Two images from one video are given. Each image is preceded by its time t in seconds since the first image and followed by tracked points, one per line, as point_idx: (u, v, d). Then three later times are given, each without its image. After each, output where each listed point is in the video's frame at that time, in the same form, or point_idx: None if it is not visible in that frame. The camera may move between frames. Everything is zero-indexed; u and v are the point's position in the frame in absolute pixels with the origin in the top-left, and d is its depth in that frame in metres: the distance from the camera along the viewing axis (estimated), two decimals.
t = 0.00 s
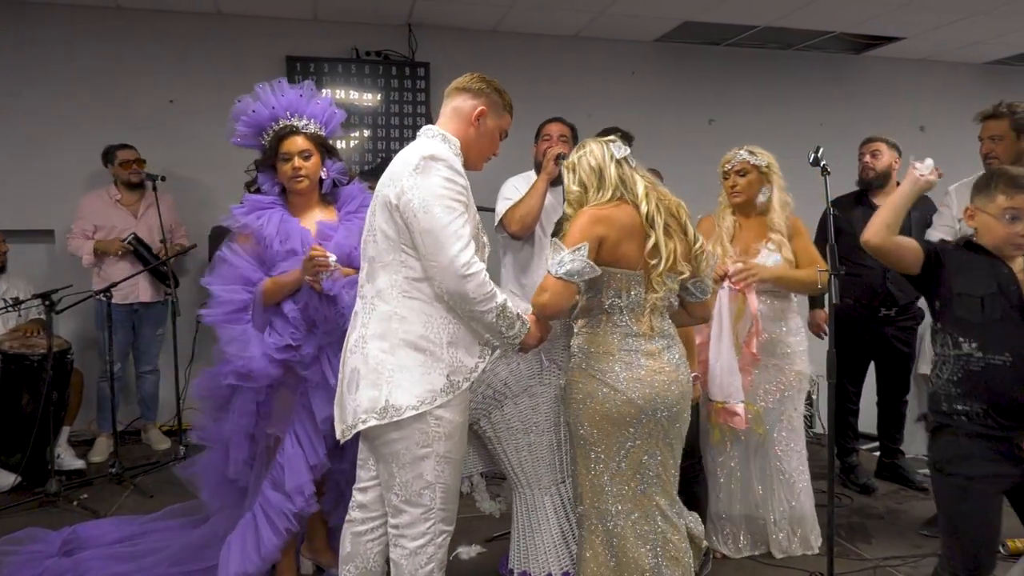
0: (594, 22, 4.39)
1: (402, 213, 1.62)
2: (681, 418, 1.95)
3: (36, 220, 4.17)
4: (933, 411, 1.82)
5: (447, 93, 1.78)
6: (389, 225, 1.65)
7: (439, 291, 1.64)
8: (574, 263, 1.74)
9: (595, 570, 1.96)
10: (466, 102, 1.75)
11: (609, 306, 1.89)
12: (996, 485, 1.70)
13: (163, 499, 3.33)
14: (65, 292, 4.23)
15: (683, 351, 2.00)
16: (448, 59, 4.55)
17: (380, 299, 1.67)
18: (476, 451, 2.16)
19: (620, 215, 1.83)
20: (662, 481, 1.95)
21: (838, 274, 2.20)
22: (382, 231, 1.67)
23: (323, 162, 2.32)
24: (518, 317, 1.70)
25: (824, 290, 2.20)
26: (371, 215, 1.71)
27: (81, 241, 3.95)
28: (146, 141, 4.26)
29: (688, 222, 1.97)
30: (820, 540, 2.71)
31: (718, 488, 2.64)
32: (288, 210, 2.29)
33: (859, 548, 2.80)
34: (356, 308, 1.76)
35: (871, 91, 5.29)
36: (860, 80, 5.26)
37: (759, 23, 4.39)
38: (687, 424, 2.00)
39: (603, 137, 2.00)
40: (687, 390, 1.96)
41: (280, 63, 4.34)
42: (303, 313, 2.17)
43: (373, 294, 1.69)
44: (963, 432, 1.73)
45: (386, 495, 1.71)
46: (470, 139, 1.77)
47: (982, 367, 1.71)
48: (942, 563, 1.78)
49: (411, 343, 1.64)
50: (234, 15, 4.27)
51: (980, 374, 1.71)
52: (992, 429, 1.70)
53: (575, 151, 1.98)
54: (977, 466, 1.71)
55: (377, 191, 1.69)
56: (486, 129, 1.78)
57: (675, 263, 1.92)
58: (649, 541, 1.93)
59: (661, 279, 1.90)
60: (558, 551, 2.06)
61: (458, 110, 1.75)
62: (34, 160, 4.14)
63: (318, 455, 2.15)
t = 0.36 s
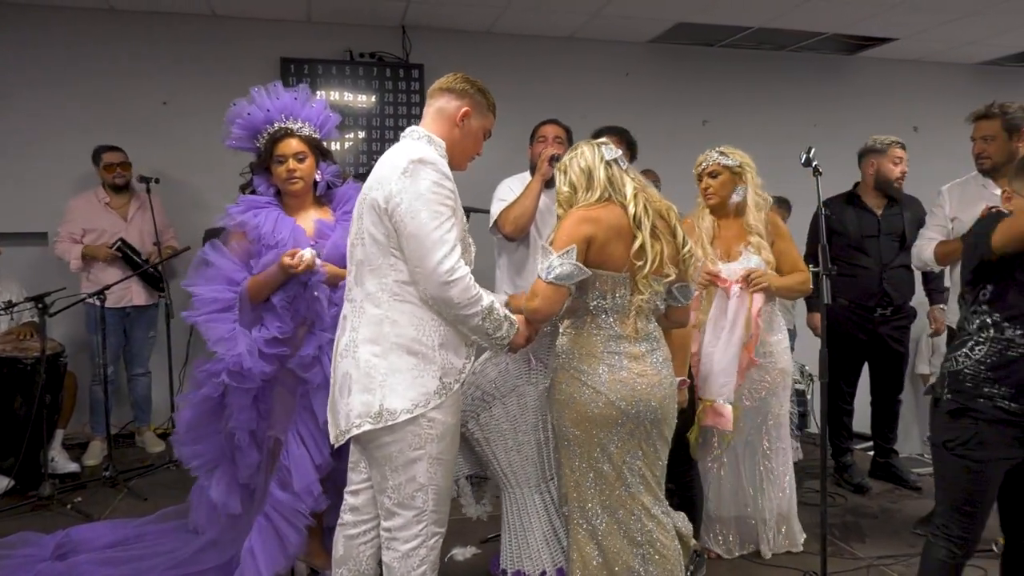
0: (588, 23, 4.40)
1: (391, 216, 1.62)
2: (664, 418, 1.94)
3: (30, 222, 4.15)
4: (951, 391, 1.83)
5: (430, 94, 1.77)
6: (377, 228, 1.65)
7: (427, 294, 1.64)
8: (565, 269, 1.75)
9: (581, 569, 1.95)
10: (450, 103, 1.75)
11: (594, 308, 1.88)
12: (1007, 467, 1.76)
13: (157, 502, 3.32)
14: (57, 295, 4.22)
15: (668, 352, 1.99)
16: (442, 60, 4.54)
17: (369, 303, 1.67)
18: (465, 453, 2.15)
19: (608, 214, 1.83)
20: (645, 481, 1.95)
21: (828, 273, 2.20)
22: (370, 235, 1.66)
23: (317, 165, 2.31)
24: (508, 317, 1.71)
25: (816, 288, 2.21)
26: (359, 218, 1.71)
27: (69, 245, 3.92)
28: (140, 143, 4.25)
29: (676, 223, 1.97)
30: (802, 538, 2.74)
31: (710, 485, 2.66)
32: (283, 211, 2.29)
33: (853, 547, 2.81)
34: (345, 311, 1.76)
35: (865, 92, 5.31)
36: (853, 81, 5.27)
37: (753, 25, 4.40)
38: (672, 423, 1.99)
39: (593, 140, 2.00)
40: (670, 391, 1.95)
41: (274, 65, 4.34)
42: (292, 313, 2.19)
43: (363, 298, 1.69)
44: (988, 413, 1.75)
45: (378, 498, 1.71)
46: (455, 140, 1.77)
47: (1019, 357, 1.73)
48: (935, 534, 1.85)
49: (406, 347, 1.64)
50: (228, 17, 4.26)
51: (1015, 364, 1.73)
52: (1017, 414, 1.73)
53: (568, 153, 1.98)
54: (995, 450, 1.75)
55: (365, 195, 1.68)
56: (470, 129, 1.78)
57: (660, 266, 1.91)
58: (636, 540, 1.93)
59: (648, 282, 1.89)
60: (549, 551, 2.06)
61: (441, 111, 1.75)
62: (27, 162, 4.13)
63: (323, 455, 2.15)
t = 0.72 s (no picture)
0: (580, 25, 4.41)
1: (378, 213, 1.62)
2: (653, 419, 1.94)
3: (21, 225, 4.15)
4: (943, 395, 1.84)
5: (423, 97, 1.78)
6: (366, 225, 1.66)
7: (414, 292, 1.64)
8: (529, 266, 1.76)
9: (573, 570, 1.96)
10: (442, 107, 1.76)
11: (581, 308, 1.89)
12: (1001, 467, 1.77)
13: (149, 504, 3.32)
14: (49, 298, 4.21)
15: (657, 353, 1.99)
16: (434, 62, 4.54)
17: (358, 301, 1.67)
18: (458, 455, 2.15)
19: (594, 216, 1.84)
20: (634, 481, 1.95)
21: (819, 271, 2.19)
22: (360, 232, 1.67)
23: (310, 168, 2.31)
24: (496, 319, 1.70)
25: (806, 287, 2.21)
26: (349, 216, 1.71)
27: (58, 248, 3.90)
28: (131, 145, 4.24)
29: (669, 224, 1.97)
30: (808, 538, 2.73)
31: (711, 480, 2.67)
32: (276, 214, 2.29)
33: (846, 546, 2.82)
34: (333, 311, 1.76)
35: (856, 92, 5.33)
36: (844, 81, 5.29)
37: (745, 26, 4.42)
38: (663, 423, 1.99)
39: (588, 141, 2.00)
40: (658, 390, 1.95)
41: (266, 67, 4.33)
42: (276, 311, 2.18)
43: (351, 296, 1.69)
44: (979, 417, 1.76)
45: (366, 498, 1.70)
46: (448, 142, 1.77)
47: (1008, 362, 1.74)
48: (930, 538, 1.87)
49: (388, 345, 1.64)
50: (220, 19, 4.25)
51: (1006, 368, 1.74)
52: (1009, 418, 1.74)
53: (561, 153, 1.98)
54: (989, 454, 1.76)
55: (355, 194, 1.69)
56: (464, 132, 1.78)
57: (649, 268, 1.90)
58: (625, 539, 1.93)
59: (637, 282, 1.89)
60: (542, 551, 2.06)
61: (434, 113, 1.75)
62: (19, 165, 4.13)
63: (306, 458, 2.12)
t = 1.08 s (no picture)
0: (575, 26, 4.41)
1: (377, 213, 1.62)
2: (646, 421, 1.94)
3: (15, 227, 4.13)
4: (913, 394, 1.88)
5: (427, 101, 1.77)
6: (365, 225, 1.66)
7: (409, 293, 1.63)
8: (528, 260, 1.76)
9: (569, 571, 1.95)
10: (446, 111, 1.75)
11: (574, 309, 1.89)
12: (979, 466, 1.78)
13: (144, 507, 3.31)
14: (43, 301, 4.20)
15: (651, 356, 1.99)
16: (429, 64, 4.54)
17: (355, 300, 1.67)
18: (454, 456, 2.15)
19: (589, 216, 1.84)
20: (628, 482, 1.94)
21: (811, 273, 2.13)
22: (360, 231, 1.67)
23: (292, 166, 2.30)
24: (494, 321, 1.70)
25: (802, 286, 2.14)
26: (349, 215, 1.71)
27: (51, 250, 3.89)
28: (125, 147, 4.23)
29: (667, 228, 1.96)
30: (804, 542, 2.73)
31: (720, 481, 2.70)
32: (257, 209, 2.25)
33: (840, 546, 2.82)
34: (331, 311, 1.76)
35: (850, 94, 5.34)
36: (838, 83, 5.30)
37: (739, 27, 4.43)
38: (657, 424, 1.99)
39: (593, 142, 2.01)
40: (652, 392, 1.95)
41: (261, 69, 4.33)
42: (271, 316, 2.13)
43: (349, 295, 1.69)
44: (945, 413, 1.79)
45: (361, 499, 1.70)
46: (450, 145, 1.77)
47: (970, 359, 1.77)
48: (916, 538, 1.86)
49: (383, 345, 1.63)
50: (215, 21, 4.25)
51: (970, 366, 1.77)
52: (975, 414, 1.76)
53: (565, 153, 1.99)
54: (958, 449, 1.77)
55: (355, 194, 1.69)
56: (467, 136, 1.78)
57: (643, 271, 1.89)
58: (620, 541, 1.93)
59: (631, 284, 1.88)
60: (539, 553, 2.06)
61: (438, 117, 1.75)
62: (13, 167, 4.12)
63: (293, 473, 2.10)
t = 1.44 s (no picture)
0: (573, 27, 4.41)
1: (375, 216, 1.62)
2: (643, 423, 1.94)
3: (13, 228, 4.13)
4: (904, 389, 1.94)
5: (421, 103, 1.78)
6: (362, 226, 1.66)
7: (406, 295, 1.63)
8: (525, 264, 1.77)
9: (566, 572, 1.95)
10: (441, 112, 1.76)
11: (569, 312, 1.89)
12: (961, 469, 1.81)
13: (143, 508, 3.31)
14: (41, 302, 4.20)
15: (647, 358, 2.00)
16: (427, 65, 4.55)
17: (352, 303, 1.68)
18: (452, 458, 2.15)
19: (587, 219, 1.85)
20: (625, 484, 1.95)
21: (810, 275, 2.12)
22: (356, 233, 1.67)
23: (275, 165, 2.24)
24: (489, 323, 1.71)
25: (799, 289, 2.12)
26: (344, 217, 1.71)
27: (49, 251, 3.89)
28: (124, 149, 4.24)
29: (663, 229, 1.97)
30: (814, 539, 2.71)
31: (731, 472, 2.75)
32: (237, 211, 2.19)
33: (838, 547, 2.82)
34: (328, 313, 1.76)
35: (847, 95, 5.35)
36: (835, 84, 5.31)
37: (737, 29, 4.43)
38: (654, 426, 1.99)
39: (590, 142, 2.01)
40: (648, 395, 1.95)
41: (259, 69, 4.32)
42: (262, 319, 2.10)
43: (346, 297, 1.69)
44: (927, 412, 1.84)
45: (359, 500, 1.70)
46: (445, 147, 1.77)
47: (951, 360, 1.81)
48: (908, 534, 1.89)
49: (381, 347, 1.63)
50: (213, 21, 4.25)
51: (948, 368, 1.80)
52: (959, 414, 1.80)
53: (562, 152, 1.99)
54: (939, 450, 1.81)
55: (351, 195, 1.69)
56: (461, 138, 1.78)
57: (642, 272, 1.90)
58: (616, 542, 1.93)
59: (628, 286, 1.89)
60: (537, 554, 2.06)
61: (433, 118, 1.76)
62: (11, 168, 4.12)
63: (282, 485, 2.09)
